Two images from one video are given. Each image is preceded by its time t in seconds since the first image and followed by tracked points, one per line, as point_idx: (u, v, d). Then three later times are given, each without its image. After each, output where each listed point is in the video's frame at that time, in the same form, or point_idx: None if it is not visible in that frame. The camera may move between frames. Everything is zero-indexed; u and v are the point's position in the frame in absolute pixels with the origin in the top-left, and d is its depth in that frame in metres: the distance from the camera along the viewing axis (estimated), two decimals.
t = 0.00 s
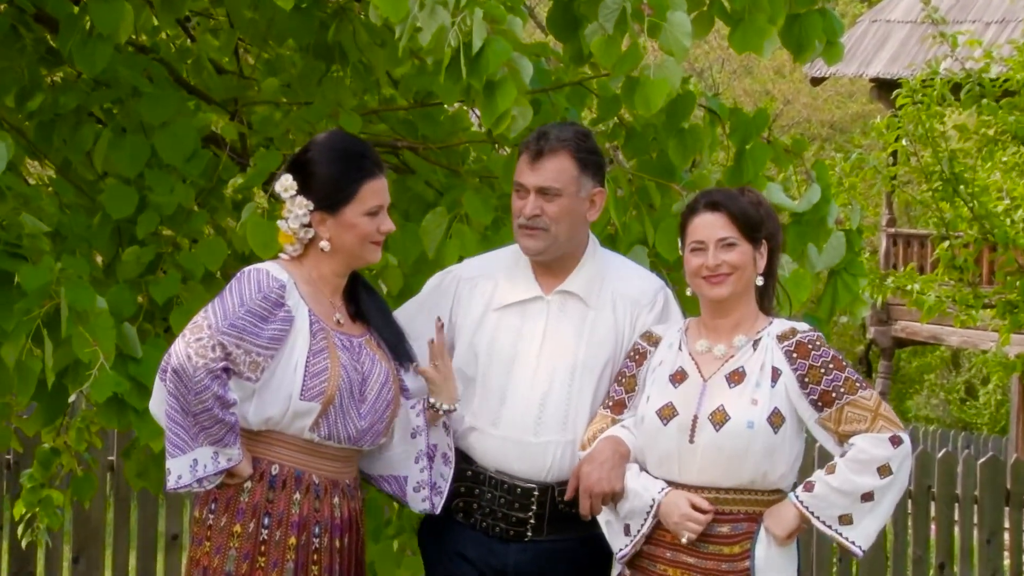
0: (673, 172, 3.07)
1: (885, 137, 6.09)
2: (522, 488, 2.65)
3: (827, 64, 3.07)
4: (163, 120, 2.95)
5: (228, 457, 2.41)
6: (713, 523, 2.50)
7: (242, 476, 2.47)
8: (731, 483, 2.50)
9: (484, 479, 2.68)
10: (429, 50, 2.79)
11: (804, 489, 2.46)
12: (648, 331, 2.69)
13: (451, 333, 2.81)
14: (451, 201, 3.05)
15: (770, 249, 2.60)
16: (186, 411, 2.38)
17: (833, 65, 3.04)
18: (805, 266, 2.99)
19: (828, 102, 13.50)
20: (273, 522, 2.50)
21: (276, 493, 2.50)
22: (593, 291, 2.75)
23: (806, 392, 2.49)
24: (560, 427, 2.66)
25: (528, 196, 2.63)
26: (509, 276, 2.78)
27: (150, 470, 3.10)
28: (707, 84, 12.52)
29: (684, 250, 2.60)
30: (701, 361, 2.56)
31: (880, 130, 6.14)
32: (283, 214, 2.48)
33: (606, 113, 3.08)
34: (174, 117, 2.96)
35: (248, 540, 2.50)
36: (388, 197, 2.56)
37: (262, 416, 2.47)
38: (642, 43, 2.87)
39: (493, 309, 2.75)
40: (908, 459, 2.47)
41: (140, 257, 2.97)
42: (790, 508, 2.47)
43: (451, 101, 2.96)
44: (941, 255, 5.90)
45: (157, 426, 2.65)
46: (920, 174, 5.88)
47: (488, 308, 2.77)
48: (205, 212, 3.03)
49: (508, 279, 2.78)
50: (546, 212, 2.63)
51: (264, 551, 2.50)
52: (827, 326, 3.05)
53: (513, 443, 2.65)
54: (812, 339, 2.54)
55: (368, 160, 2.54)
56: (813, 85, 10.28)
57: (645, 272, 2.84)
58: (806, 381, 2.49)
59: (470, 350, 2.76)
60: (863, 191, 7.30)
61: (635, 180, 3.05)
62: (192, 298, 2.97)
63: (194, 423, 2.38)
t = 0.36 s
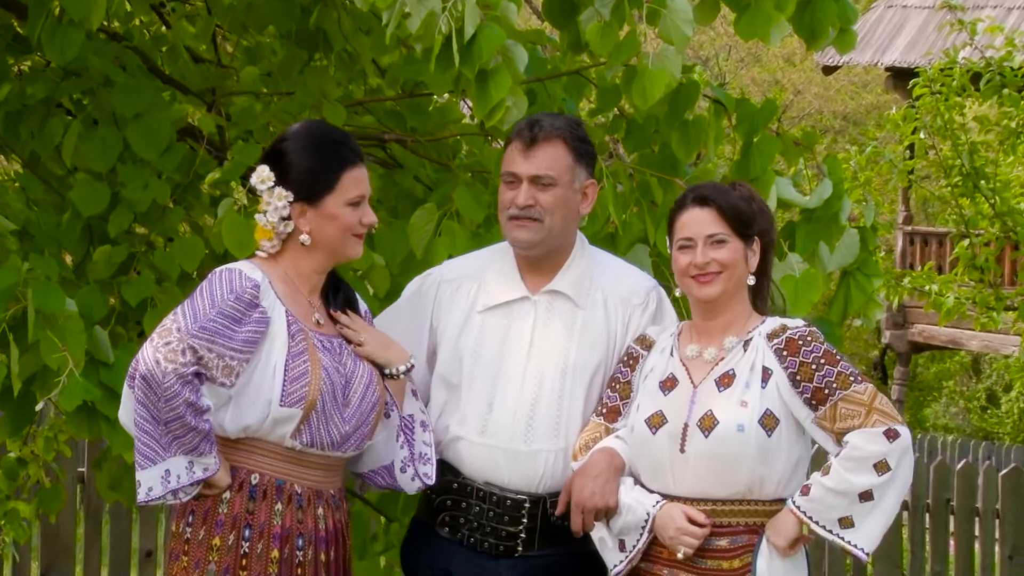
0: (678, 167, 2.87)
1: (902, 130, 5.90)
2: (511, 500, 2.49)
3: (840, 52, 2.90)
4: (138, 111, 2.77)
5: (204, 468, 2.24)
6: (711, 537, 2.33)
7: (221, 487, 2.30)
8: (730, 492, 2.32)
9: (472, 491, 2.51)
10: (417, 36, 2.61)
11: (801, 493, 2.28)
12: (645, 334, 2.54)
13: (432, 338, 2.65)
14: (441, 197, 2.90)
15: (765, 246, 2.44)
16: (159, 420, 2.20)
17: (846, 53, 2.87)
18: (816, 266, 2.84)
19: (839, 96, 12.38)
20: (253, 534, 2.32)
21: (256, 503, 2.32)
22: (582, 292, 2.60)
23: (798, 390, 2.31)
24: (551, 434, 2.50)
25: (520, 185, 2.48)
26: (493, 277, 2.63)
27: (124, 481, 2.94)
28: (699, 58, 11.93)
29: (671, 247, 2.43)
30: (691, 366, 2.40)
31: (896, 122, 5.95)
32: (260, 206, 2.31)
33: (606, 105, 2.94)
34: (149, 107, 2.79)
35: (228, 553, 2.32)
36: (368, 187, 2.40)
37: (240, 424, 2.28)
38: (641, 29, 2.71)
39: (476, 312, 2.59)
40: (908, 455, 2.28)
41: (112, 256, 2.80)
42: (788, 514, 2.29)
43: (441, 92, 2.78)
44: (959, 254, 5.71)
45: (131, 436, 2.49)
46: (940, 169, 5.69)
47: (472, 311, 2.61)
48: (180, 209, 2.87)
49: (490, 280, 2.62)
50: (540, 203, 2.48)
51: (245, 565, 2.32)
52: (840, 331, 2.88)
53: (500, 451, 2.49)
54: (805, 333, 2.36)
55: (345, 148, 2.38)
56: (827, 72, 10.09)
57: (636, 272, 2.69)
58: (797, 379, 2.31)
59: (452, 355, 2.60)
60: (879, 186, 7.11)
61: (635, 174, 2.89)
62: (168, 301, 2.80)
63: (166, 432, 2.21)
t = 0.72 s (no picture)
0: (687, 164, 2.74)
1: (925, 125, 5.69)
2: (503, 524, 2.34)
3: (860, 44, 2.71)
4: (114, 106, 2.60)
5: (193, 491, 2.07)
6: (722, 561, 2.15)
7: (211, 508, 2.13)
8: (739, 516, 2.15)
9: (460, 518, 2.35)
10: (413, 26, 2.45)
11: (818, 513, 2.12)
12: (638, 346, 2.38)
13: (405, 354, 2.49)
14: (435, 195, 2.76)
15: (763, 253, 2.28)
16: (140, 446, 2.03)
17: (865, 44, 2.69)
18: (835, 269, 2.67)
19: (862, 83, 11.30)
20: (250, 552, 2.15)
21: (250, 520, 2.15)
22: (565, 298, 2.45)
23: (810, 404, 2.15)
24: (543, 452, 2.34)
25: (519, 179, 2.33)
26: (467, 285, 2.46)
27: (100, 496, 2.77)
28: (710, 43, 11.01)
29: (667, 256, 2.27)
30: (694, 382, 2.22)
31: (919, 117, 5.74)
32: (223, 191, 2.13)
33: (611, 98, 2.78)
34: (125, 102, 2.62)
35: None
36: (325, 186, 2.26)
37: (220, 438, 2.12)
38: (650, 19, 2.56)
39: (453, 325, 2.43)
40: (930, 470, 2.12)
41: (87, 260, 2.65)
42: (802, 535, 2.13)
43: (437, 86, 2.62)
44: (985, 255, 5.49)
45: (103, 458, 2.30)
46: (966, 166, 5.48)
47: (447, 324, 2.45)
48: (161, 209, 2.71)
49: (467, 288, 2.46)
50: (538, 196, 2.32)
51: None
52: (860, 338, 2.70)
53: (490, 472, 2.34)
54: (814, 344, 2.20)
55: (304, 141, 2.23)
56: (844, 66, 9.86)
57: (617, 276, 2.55)
58: (809, 393, 2.15)
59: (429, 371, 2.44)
60: (900, 183, 6.90)
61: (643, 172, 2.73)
62: (146, 306, 2.64)
63: (151, 457, 2.03)
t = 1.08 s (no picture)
0: (701, 162, 2.58)
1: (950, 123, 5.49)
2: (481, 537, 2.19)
3: (885, 34, 2.55)
4: (91, 101, 2.44)
5: (188, 509, 1.91)
6: None
7: (213, 529, 1.97)
8: (748, 530, 2.00)
9: (432, 532, 2.20)
10: (407, 16, 2.29)
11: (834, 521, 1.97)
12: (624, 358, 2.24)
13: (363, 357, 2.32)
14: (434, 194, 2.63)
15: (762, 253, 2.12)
16: (124, 465, 1.87)
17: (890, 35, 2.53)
18: (858, 274, 2.52)
19: (886, 76, 10.70)
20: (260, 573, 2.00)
21: (257, 539, 2.00)
22: (535, 296, 2.30)
23: (817, 406, 2.00)
24: (518, 461, 2.20)
25: (461, 179, 2.18)
26: (427, 285, 2.30)
27: (77, 514, 2.62)
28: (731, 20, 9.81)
29: (658, 258, 2.10)
30: (692, 393, 2.07)
31: (944, 115, 5.54)
32: (189, 185, 2.00)
33: (620, 92, 2.60)
34: (102, 97, 2.45)
35: None
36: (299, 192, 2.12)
37: (216, 452, 1.97)
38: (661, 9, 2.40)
39: (417, 327, 2.26)
40: (948, 464, 1.97)
41: (65, 264, 2.48)
42: (820, 542, 1.98)
43: (435, 78, 2.46)
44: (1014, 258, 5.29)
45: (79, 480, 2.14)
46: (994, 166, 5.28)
47: (410, 326, 2.29)
48: (141, 210, 2.55)
49: (429, 287, 2.30)
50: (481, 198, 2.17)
51: None
52: (884, 347, 2.55)
53: (462, 482, 2.19)
54: (813, 342, 2.06)
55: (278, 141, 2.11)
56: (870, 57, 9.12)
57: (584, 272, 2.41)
58: (814, 393, 2.01)
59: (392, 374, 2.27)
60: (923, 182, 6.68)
61: (654, 170, 2.58)
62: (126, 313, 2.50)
63: (137, 476, 1.88)
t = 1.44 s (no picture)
0: (719, 161, 2.43)
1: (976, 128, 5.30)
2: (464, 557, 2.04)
3: (917, 25, 2.37)
4: (71, 94, 2.29)
5: (191, 534, 1.76)
6: None
7: (213, 556, 1.82)
8: (775, 558, 1.83)
9: (412, 555, 2.04)
10: (409, 5, 2.14)
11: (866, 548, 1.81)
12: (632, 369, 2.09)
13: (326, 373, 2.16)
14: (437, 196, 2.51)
15: (784, 262, 1.95)
16: (128, 488, 1.72)
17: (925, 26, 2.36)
18: (887, 282, 2.36)
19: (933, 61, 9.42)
20: None
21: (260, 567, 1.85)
22: (505, 298, 2.14)
23: (847, 425, 1.85)
24: (497, 473, 2.05)
25: (387, 186, 2.01)
26: (392, 295, 2.14)
27: (56, 537, 2.46)
28: (731, 26, 9.18)
29: (672, 268, 1.94)
30: (712, 413, 1.90)
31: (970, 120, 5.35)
32: (181, 190, 1.84)
33: (634, 88, 2.46)
34: (83, 90, 2.30)
35: None
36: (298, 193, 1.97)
37: (218, 474, 1.81)
38: None
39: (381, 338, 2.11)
40: (989, 488, 1.82)
41: (41, 270, 2.32)
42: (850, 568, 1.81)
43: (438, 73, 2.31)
44: None
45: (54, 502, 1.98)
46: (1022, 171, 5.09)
47: (374, 337, 2.13)
48: (124, 212, 2.40)
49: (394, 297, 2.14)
50: (414, 206, 2.00)
51: None
52: (915, 360, 2.41)
53: (437, 499, 2.04)
54: (841, 357, 1.90)
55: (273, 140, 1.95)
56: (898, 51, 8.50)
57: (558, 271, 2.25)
58: (845, 412, 1.85)
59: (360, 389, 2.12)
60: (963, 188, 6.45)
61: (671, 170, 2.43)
62: (107, 324, 2.34)
63: (139, 499, 1.72)
